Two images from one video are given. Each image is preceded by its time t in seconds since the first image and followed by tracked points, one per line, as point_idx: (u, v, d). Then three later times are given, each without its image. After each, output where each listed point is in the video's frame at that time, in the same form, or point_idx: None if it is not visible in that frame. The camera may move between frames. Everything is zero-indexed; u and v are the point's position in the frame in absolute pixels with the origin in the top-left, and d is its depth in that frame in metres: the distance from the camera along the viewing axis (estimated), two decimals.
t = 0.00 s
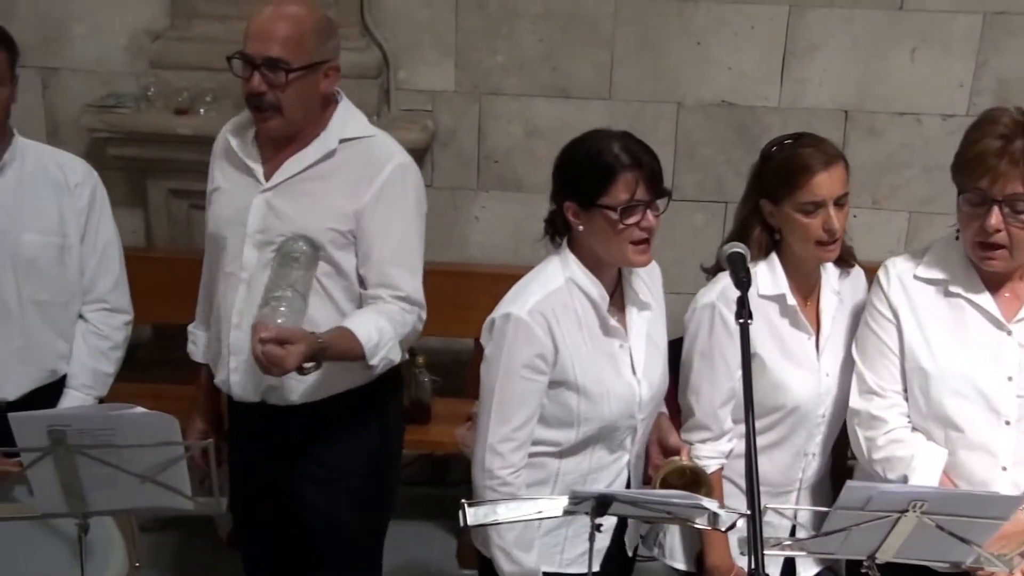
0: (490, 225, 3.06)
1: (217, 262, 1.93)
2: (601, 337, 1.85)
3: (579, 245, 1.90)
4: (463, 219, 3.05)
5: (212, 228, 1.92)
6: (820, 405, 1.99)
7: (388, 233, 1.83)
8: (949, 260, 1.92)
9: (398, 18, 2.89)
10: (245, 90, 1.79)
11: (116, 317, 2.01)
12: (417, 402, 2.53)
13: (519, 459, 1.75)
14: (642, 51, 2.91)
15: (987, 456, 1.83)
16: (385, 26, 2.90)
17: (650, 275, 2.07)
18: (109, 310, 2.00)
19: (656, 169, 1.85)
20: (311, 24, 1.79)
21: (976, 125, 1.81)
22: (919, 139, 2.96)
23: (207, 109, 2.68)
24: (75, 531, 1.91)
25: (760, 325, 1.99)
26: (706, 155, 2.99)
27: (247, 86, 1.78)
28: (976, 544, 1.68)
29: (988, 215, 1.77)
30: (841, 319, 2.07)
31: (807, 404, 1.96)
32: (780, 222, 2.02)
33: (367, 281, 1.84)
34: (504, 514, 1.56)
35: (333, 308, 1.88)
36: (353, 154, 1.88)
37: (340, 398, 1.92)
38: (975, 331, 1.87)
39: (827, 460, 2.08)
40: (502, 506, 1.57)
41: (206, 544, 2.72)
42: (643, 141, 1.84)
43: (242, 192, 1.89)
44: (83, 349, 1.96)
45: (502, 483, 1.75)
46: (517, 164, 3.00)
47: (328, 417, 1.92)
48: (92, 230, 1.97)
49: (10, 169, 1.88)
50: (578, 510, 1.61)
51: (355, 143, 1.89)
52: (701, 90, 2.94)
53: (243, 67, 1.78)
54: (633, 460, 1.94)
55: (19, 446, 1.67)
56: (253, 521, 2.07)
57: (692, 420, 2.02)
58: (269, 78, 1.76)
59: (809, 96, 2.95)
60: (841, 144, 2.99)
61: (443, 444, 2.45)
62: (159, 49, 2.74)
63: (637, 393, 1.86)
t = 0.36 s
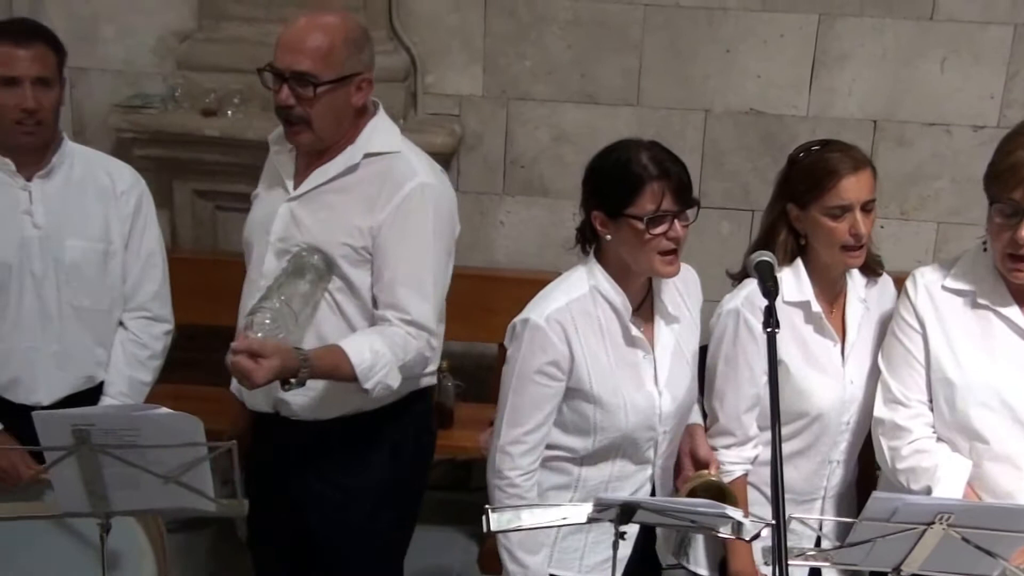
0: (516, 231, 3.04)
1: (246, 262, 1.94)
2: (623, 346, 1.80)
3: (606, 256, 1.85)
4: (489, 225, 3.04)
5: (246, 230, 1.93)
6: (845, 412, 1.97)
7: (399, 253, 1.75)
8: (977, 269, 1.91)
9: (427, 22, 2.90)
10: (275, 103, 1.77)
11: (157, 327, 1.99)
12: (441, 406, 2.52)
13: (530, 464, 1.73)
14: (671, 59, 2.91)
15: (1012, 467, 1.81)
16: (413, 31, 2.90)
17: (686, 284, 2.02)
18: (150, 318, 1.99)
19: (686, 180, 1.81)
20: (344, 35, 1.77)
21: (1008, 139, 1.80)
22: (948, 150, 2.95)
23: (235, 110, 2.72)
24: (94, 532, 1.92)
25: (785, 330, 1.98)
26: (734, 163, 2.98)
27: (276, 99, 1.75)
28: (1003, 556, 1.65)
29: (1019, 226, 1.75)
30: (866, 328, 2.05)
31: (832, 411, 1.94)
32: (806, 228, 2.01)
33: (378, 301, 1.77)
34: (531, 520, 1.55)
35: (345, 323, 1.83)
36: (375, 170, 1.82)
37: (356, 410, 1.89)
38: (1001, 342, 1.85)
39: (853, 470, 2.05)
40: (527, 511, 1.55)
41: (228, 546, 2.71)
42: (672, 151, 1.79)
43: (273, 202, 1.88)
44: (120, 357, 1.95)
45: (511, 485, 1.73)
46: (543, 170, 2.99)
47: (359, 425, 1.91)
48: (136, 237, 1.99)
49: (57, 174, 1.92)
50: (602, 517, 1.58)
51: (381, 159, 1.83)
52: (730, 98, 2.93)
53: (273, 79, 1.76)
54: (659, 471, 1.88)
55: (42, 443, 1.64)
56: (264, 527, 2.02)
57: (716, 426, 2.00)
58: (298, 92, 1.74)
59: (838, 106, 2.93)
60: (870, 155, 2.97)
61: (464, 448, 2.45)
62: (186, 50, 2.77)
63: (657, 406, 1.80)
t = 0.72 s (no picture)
0: (541, 237, 3.04)
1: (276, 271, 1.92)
2: (648, 352, 1.76)
3: (631, 262, 1.81)
4: (514, 230, 3.04)
5: (279, 237, 1.93)
6: (870, 424, 1.95)
7: (419, 263, 1.72)
8: (1012, 282, 1.88)
9: (454, 26, 2.90)
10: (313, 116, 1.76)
11: (193, 332, 2.00)
12: (466, 411, 2.52)
13: (552, 469, 1.71)
14: (699, 66, 2.90)
15: None
16: (441, 35, 2.90)
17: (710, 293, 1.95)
18: (187, 324, 2.00)
19: (717, 189, 1.76)
20: (383, 44, 1.75)
21: None
22: (976, 159, 2.94)
23: (261, 113, 2.73)
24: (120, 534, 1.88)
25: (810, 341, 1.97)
26: (761, 170, 2.97)
27: (314, 112, 1.75)
28: None
29: None
30: (893, 342, 2.02)
31: (856, 423, 1.93)
32: (833, 238, 2.00)
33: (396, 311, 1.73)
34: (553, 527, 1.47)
35: (365, 333, 1.81)
36: (403, 178, 1.80)
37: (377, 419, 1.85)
38: None
39: (883, 486, 2.02)
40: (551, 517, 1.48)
41: (252, 549, 2.71)
42: (705, 162, 1.75)
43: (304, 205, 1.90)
44: (156, 362, 1.96)
45: (533, 491, 1.71)
46: (570, 175, 2.98)
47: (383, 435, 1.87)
48: (177, 242, 2.00)
49: (101, 178, 1.94)
50: (628, 525, 1.50)
51: (411, 169, 1.81)
52: (757, 105, 2.92)
53: (311, 92, 1.75)
54: (682, 481, 1.82)
55: (68, 445, 1.63)
56: (283, 533, 2.01)
57: (737, 435, 1.99)
58: (338, 105, 1.73)
59: (866, 114, 2.93)
60: (897, 164, 2.96)
61: (490, 454, 2.45)
62: (214, 52, 2.81)
63: (681, 414, 1.76)
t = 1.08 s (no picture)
0: (567, 242, 3.03)
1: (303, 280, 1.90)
2: (681, 353, 1.74)
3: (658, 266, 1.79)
4: (540, 235, 3.03)
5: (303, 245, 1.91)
6: (898, 437, 1.92)
7: (456, 270, 1.72)
8: None
9: (482, 31, 2.90)
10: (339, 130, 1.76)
11: (228, 337, 1.99)
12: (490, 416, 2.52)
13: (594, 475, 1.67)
14: (727, 72, 2.89)
15: None
16: (469, 40, 2.91)
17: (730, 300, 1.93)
18: (223, 329, 1.98)
19: (745, 197, 1.74)
20: (405, 56, 1.74)
21: None
22: (1007, 168, 2.91)
23: (289, 116, 2.75)
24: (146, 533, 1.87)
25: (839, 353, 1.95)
26: (789, 177, 2.96)
27: (341, 126, 1.74)
28: None
29: None
30: (925, 354, 1.99)
31: (884, 434, 1.91)
32: (862, 249, 1.98)
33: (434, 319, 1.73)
34: (580, 534, 1.45)
35: (401, 342, 1.79)
36: (437, 184, 1.79)
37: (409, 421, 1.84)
38: None
39: (911, 500, 1.99)
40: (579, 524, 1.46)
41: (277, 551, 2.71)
42: (732, 168, 1.73)
43: (330, 215, 1.87)
44: (190, 366, 1.95)
45: (576, 498, 1.67)
46: (597, 180, 2.98)
47: (410, 438, 1.86)
48: (217, 244, 2.00)
49: (143, 179, 1.95)
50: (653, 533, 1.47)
51: (443, 175, 1.80)
52: (785, 112, 2.91)
53: (337, 105, 1.74)
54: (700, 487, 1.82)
55: (97, 446, 1.63)
56: (308, 536, 1.99)
57: (760, 445, 1.96)
58: (365, 118, 1.73)
59: (896, 122, 2.91)
60: (927, 172, 2.94)
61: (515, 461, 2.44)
62: (240, 56, 2.84)
63: (713, 416, 1.75)
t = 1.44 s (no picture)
0: (595, 248, 3.02)
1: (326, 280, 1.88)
2: (717, 369, 1.72)
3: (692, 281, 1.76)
4: (569, 241, 3.02)
5: (322, 246, 1.87)
6: (931, 450, 1.90)
7: (503, 250, 1.75)
8: None
9: (513, 36, 2.90)
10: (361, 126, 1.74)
11: (261, 342, 1.99)
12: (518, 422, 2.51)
13: (633, 497, 1.64)
14: (759, 79, 2.88)
15: None
16: (499, 45, 2.91)
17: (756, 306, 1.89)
18: (256, 333, 1.99)
19: (778, 209, 1.73)
20: (417, 47, 1.73)
21: None
22: None
23: (320, 120, 2.76)
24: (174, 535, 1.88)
25: (873, 366, 1.92)
26: (820, 185, 2.94)
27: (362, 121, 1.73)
28: None
29: None
30: (959, 364, 1.98)
31: (916, 447, 1.88)
32: (894, 257, 1.96)
33: (480, 300, 1.77)
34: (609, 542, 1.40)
35: (446, 329, 1.80)
36: (465, 174, 1.80)
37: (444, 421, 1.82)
38: None
39: (938, 509, 1.98)
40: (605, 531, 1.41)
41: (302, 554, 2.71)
42: (764, 181, 1.72)
43: (354, 213, 1.83)
44: (223, 370, 1.95)
45: (614, 520, 1.64)
46: (626, 186, 2.97)
47: (436, 443, 1.83)
48: (252, 249, 2.00)
49: (183, 182, 1.96)
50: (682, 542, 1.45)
51: (466, 162, 1.81)
52: (817, 120, 2.90)
53: (357, 101, 1.72)
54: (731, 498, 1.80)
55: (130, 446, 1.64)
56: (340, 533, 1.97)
57: (790, 457, 1.94)
58: (387, 111, 1.71)
59: (929, 130, 2.89)
60: (960, 181, 2.92)
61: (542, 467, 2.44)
62: (273, 59, 2.86)
63: (749, 432, 1.74)
